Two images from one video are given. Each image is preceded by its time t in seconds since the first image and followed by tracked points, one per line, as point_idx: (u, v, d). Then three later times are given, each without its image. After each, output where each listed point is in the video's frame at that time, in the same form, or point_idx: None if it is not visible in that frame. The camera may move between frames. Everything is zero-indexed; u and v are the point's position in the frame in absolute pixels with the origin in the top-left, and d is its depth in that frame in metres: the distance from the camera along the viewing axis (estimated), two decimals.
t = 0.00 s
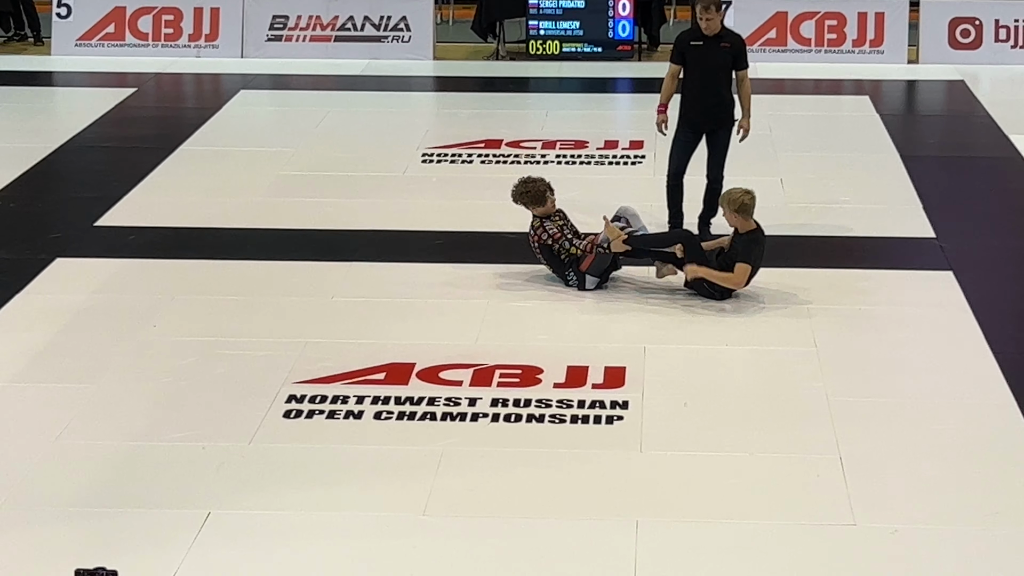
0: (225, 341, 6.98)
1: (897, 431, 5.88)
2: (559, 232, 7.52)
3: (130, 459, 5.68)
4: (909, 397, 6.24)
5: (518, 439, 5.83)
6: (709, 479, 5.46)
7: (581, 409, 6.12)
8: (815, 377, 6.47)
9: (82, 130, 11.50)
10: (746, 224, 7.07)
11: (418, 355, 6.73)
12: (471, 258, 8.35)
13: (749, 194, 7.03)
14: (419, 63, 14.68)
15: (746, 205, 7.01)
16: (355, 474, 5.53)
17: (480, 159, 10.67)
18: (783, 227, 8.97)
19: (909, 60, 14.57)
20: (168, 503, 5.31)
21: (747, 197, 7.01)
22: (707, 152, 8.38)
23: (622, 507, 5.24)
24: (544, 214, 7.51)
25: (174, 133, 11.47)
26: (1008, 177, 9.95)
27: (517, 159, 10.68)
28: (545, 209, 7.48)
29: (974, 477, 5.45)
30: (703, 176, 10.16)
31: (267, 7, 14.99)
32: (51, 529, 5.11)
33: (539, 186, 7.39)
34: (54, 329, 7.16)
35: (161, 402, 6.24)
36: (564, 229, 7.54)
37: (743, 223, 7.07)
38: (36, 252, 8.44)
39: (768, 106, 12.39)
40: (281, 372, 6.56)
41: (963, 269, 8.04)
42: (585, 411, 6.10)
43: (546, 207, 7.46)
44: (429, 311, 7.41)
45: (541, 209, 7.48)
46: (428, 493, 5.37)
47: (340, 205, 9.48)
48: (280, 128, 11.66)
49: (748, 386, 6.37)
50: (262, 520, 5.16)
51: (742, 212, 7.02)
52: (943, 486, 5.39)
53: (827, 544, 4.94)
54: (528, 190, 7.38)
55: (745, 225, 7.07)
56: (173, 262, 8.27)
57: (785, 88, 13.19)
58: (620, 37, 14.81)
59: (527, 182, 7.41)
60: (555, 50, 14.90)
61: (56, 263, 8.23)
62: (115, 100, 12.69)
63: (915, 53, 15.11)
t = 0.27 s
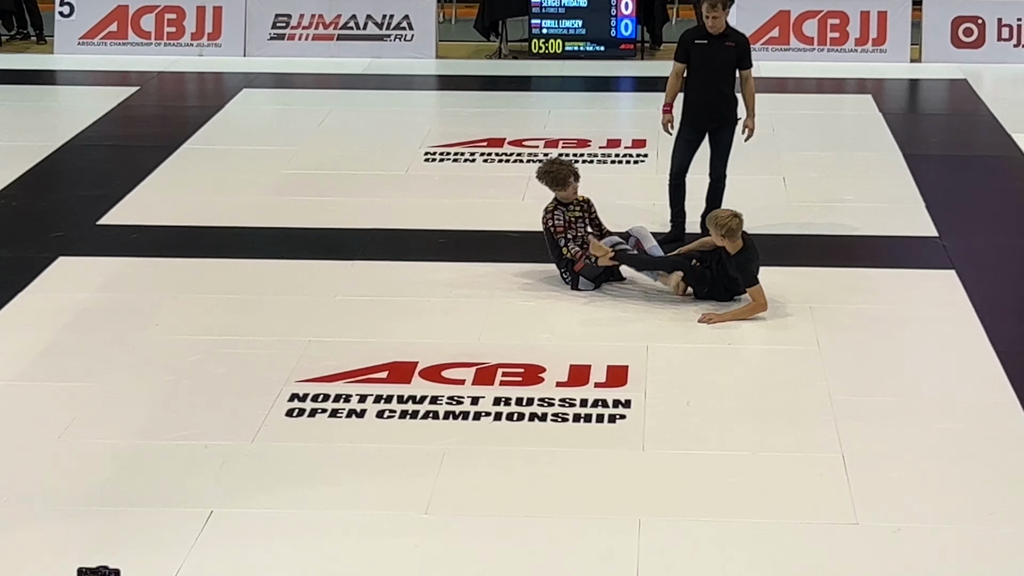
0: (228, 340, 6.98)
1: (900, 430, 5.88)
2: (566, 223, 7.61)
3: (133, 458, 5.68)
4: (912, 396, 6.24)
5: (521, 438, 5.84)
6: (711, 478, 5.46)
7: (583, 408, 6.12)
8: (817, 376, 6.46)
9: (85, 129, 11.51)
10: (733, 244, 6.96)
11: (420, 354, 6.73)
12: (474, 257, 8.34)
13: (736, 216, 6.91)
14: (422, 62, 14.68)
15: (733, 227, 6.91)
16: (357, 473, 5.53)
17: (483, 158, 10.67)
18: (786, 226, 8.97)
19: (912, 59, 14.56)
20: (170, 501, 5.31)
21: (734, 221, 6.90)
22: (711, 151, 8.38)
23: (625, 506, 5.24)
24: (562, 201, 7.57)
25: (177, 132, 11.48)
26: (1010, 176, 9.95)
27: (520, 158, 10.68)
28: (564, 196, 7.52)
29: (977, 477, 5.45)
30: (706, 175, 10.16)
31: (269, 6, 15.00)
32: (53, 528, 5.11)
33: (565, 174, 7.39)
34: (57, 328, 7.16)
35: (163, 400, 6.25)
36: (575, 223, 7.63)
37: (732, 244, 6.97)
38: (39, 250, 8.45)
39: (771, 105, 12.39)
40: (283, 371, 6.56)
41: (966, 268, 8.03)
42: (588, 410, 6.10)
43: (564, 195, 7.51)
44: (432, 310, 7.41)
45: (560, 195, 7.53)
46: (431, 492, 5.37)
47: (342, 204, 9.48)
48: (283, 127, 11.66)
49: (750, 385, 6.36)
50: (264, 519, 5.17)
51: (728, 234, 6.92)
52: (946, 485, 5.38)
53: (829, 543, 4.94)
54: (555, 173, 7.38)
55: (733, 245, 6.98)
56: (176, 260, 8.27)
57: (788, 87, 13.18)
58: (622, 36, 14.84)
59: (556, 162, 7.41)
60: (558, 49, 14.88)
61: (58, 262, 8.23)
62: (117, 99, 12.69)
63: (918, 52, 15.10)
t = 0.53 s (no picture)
0: (229, 342, 6.98)
1: (901, 434, 5.87)
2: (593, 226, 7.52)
3: (134, 460, 5.68)
4: (914, 400, 6.23)
5: (523, 441, 5.83)
6: (713, 481, 5.45)
7: (585, 411, 6.12)
8: (819, 380, 6.46)
9: (87, 131, 11.51)
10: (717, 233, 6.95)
11: (421, 357, 6.73)
12: (475, 260, 8.34)
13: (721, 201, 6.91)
14: (424, 65, 14.68)
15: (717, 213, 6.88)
16: (358, 476, 5.53)
17: (485, 160, 10.67)
18: (787, 229, 8.96)
19: (913, 63, 14.56)
20: (171, 504, 5.31)
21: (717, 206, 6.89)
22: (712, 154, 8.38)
23: (626, 509, 5.24)
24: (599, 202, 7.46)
25: (178, 134, 11.48)
26: (1012, 179, 9.94)
27: (522, 160, 10.68)
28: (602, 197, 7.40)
29: (979, 480, 5.44)
30: (707, 178, 10.16)
31: (271, 8, 15.00)
32: (54, 530, 5.11)
33: (609, 175, 7.24)
34: (59, 330, 7.16)
35: (165, 402, 6.25)
36: (610, 227, 7.52)
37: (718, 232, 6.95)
38: (40, 252, 8.45)
39: (772, 108, 12.39)
40: (285, 373, 6.56)
41: (967, 272, 8.02)
42: (589, 413, 6.10)
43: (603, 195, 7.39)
44: (433, 312, 7.40)
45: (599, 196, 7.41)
46: (432, 495, 5.37)
47: (343, 206, 9.48)
48: (284, 129, 11.66)
49: (752, 388, 6.36)
50: (265, 522, 5.16)
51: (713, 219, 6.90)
52: (948, 489, 5.37)
53: (830, 547, 4.93)
54: (601, 170, 7.22)
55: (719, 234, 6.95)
56: (177, 263, 8.27)
57: (789, 90, 13.18)
58: (624, 39, 14.82)
59: (603, 159, 7.26)
60: (559, 52, 14.90)
61: (60, 264, 8.24)
62: (119, 101, 12.69)
63: (919, 56, 15.10)
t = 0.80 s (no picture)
0: (233, 342, 6.98)
1: (905, 434, 5.86)
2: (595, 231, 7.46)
3: (136, 460, 5.68)
4: (917, 400, 6.22)
5: (526, 441, 5.83)
6: (716, 481, 5.45)
7: (588, 411, 6.12)
8: (823, 380, 6.45)
9: (90, 131, 11.51)
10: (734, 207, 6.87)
11: (425, 357, 6.73)
12: (478, 260, 8.34)
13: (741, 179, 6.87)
14: (426, 64, 14.67)
15: (735, 188, 6.85)
16: (361, 476, 5.52)
17: (487, 160, 10.67)
18: (790, 229, 8.96)
19: (916, 63, 14.55)
20: (174, 504, 5.31)
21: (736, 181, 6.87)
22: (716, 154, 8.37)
23: (628, 509, 5.23)
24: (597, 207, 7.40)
25: (181, 134, 11.48)
26: (1015, 179, 9.93)
27: (525, 160, 10.68)
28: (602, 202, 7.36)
29: (984, 481, 5.43)
30: (710, 178, 10.15)
31: (274, 8, 15.00)
32: (57, 530, 5.11)
33: (609, 178, 7.23)
34: (62, 330, 7.16)
35: (168, 402, 6.25)
36: (614, 229, 7.44)
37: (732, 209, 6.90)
38: (43, 252, 8.45)
39: (774, 108, 12.39)
40: (288, 373, 6.56)
41: (971, 272, 8.01)
42: (592, 413, 6.10)
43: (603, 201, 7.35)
44: (436, 312, 7.40)
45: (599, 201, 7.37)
46: (435, 495, 5.36)
47: (346, 206, 9.48)
48: (287, 129, 11.66)
49: (755, 388, 6.35)
50: (269, 522, 5.16)
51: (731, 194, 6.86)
52: (952, 489, 5.37)
53: (834, 548, 4.92)
54: (599, 176, 7.22)
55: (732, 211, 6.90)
56: (180, 263, 8.27)
57: (792, 90, 13.18)
58: (627, 39, 14.79)
59: (603, 166, 7.26)
60: (562, 51, 14.89)
61: (63, 264, 8.24)
62: (122, 101, 12.69)
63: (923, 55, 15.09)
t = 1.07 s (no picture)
0: (235, 337, 6.98)
1: (908, 429, 5.86)
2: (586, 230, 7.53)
3: (139, 454, 5.68)
4: (919, 394, 6.22)
5: (528, 436, 5.83)
6: (718, 475, 5.45)
7: (590, 405, 6.12)
8: (825, 374, 6.45)
9: (92, 125, 11.50)
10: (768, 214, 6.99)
11: (427, 351, 6.73)
12: (481, 254, 8.34)
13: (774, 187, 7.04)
14: (429, 59, 14.66)
15: (768, 194, 6.99)
16: (363, 470, 5.53)
17: (490, 155, 10.67)
18: (793, 223, 8.95)
19: (919, 57, 14.53)
20: (176, 497, 5.31)
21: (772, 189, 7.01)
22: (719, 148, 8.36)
23: (631, 504, 5.24)
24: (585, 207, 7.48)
25: (184, 128, 11.47)
26: (1018, 173, 9.91)
27: (527, 154, 10.68)
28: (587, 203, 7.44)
29: (986, 476, 5.42)
30: (713, 172, 10.14)
31: (276, 3, 14.99)
32: (60, 524, 5.11)
33: (589, 180, 7.30)
34: (64, 324, 7.17)
35: (170, 397, 6.25)
36: (602, 227, 7.52)
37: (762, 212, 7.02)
38: (45, 247, 8.45)
39: (777, 102, 12.37)
40: (291, 368, 6.57)
41: (973, 267, 8.00)
42: (595, 407, 6.10)
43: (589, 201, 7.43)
44: (439, 307, 7.40)
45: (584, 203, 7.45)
46: (437, 490, 5.37)
47: (349, 201, 9.48)
48: (290, 124, 11.65)
49: (758, 382, 6.35)
50: (271, 516, 5.17)
51: (765, 200, 6.99)
52: (954, 484, 5.37)
53: (836, 542, 4.92)
54: (579, 180, 7.30)
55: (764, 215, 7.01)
56: (182, 257, 8.27)
57: (795, 84, 13.16)
58: (630, 33, 14.81)
59: (582, 169, 7.33)
60: (565, 46, 14.88)
61: (65, 259, 8.24)
62: (124, 96, 12.68)
63: (925, 50, 15.06)
